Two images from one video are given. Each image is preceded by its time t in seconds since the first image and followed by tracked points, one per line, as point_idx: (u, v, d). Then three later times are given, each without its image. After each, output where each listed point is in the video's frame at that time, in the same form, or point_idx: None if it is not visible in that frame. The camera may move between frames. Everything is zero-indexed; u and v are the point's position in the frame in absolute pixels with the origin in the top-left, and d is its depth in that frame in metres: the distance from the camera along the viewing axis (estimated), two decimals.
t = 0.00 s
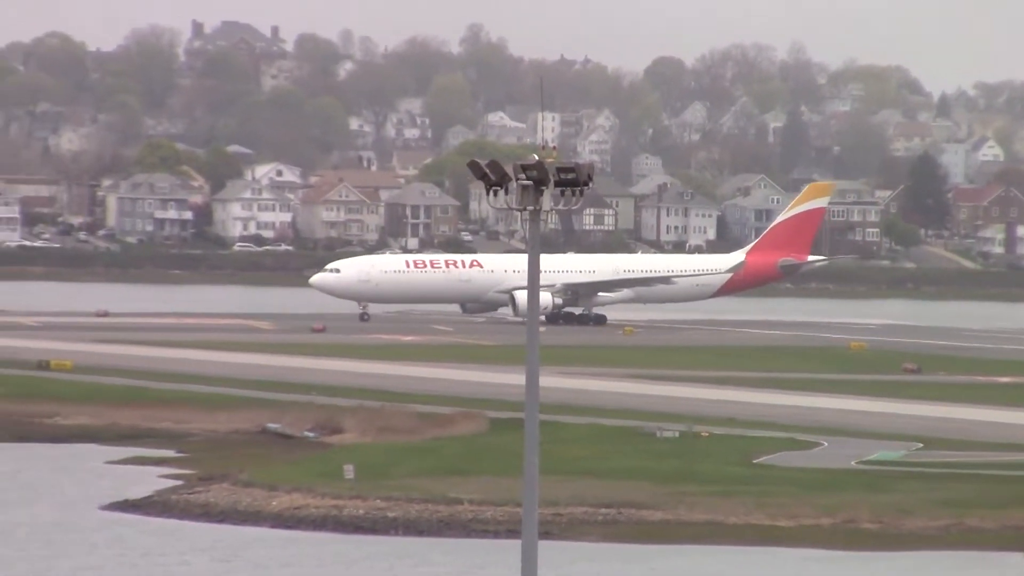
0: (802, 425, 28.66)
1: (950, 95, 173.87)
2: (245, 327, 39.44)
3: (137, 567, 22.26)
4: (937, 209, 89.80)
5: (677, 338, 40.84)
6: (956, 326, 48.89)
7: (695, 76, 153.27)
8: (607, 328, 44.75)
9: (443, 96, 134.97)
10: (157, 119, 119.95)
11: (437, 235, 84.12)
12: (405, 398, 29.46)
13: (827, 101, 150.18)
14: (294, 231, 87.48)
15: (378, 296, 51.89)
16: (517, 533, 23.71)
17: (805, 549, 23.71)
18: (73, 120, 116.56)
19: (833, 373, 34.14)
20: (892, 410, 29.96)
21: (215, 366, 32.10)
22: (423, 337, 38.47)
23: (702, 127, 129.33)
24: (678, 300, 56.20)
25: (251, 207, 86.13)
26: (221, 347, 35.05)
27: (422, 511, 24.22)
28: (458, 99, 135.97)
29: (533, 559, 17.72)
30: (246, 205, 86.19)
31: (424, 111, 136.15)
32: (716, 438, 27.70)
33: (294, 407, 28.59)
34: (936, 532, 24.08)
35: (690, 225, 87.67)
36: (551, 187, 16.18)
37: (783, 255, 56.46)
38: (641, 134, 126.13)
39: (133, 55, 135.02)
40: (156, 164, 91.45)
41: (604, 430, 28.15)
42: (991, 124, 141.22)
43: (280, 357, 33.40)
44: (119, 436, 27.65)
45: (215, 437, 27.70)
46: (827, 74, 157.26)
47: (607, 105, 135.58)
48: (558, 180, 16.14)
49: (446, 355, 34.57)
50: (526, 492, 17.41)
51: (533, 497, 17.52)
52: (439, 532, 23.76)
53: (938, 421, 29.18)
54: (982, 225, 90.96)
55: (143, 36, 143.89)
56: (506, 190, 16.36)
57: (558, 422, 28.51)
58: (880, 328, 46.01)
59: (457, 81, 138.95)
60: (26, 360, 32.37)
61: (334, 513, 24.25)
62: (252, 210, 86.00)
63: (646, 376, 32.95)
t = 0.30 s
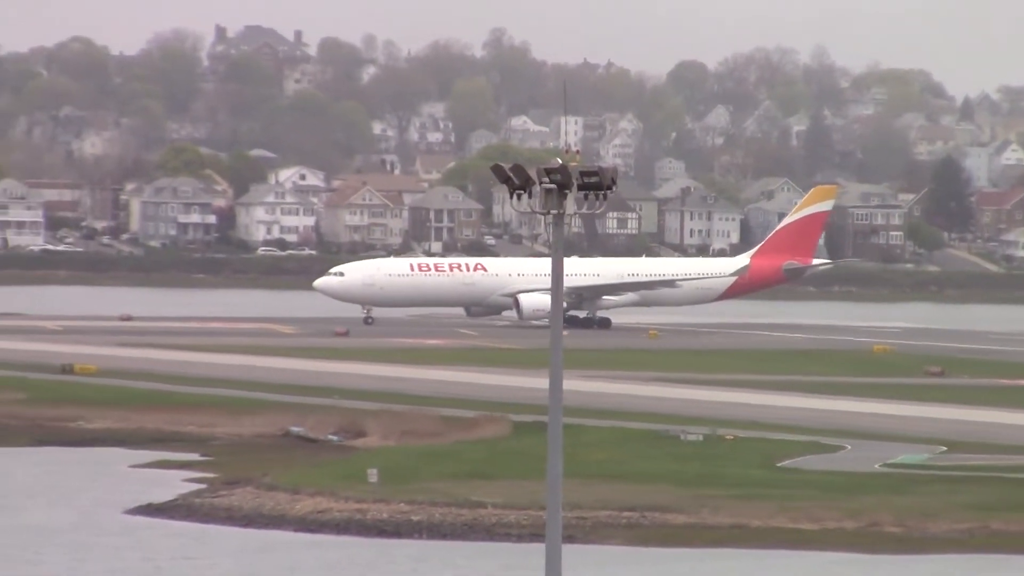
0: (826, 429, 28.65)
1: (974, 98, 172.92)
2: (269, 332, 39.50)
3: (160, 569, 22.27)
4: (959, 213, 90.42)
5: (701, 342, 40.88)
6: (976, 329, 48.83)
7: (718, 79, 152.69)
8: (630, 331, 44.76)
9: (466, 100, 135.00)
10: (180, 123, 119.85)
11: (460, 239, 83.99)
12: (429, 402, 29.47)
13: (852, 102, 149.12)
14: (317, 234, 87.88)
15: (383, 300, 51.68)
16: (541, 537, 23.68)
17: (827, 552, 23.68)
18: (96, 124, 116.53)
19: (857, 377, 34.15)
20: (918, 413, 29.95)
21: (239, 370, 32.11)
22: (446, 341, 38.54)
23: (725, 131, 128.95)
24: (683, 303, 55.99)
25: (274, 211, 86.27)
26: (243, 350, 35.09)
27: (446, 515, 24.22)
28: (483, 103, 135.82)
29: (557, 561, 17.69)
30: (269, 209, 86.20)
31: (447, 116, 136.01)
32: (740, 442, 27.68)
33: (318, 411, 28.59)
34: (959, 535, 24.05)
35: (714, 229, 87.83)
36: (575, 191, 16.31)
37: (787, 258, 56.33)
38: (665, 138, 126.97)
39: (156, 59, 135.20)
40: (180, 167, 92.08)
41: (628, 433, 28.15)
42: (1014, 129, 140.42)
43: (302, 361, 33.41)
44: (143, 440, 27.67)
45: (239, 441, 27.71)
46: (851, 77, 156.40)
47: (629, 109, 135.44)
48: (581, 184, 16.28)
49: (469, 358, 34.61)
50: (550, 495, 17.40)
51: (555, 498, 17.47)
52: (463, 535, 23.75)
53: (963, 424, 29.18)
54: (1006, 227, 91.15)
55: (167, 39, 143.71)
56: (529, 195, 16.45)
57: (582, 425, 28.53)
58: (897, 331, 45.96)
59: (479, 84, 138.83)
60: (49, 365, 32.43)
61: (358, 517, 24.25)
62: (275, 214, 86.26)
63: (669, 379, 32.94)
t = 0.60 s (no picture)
0: (849, 431, 28.65)
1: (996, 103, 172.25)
2: (292, 335, 39.70)
3: (183, 570, 22.29)
4: (982, 216, 89.67)
5: (725, 345, 40.96)
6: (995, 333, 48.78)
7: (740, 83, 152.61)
8: (652, 333, 44.90)
9: (489, 103, 135.42)
10: (203, 127, 120.46)
11: (482, 243, 84.14)
12: (452, 405, 29.51)
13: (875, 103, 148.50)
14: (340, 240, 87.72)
15: (386, 304, 51.26)
16: (564, 539, 23.66)
17: (851, 554, 23.67)
18: (119, 127, 117.19)
19: (880, 379, 34.18)
20: (941, 416, 29.98)
21: (262, 373, 32.17)
22: (468, 344, 38.69)
23: (746, 135, 128.82)
24: (684, 306, 55.56)
25: (298, 216, 85.76)
26: (263, 353, 35.16)
27: (469, 518, 24.21)
28: (504, 106, 135.64)
29: (583, 563, 17.70)
30: (292, 213, 85.76)
31: (469, 119, 136.30)
32: (763, 444, 27.72)
33: (341, 414, 28.64)
34: (982, 537, 24.04)
35: (736, 233, 87.89)
36: (597, 195, 16.56)
37: (790, 261, 55.72)
38: (687, 141, 126.90)
39: (179, 63, 135.95)
40: (204, 171, 91.00)
41: (651, 435, 28.20)
42: None
43: (323, 364, 33.49)
44: (167, 443, 27.72)
45: (263, 445, 27.76)
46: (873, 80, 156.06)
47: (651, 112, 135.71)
48: (603, 188, 16.51)
49: (492, 362, 34.67)
50: (578, 499, 17.40)
51: (579, 500, 17.43)
52: (486, 537, 23.75)
53: (986, 426, 29.16)
54: None
55: (189, 43, 144.21)
56: (552, 198, 16.78)
57: (605, 428, 28.58)
58: (914, 334, 45.92)
59: (501, 87, 139.26)
60: (71, 368, 32.54)
61: (381, 519, 24.25)
62: (298, 217, 85.75)
63: (691, 382, 32.99)
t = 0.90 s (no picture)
0: (875, 439, 28.62)
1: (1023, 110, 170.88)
2: (318, 341, 39.86)
3: (205, 574, 22.24)
4: (1008, 224, 89.00)
5: (751, 351, 40.96)
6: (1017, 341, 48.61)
7: (767, 90, 151.68)
8: (677, 340, 44.95)
9: (515, 109, 135.24)
10: (230, 132, 120.60)
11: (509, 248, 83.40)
12: (476, 412, 29.52)
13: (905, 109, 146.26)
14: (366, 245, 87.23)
15: (392, 310, 51.09)
16: (589, 546, 23.54)
17: (877, 561, 23.53)
18: (144, 133, 117.72)
19: (907, 387, 34.16)
20: (967, 424, 29.95)
21: (287, 379, 32.23)
22: (494, 351, 38.79)
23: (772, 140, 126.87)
24: (690, 314, 55.31)
25: (324, 220, 86.04)
26: (287, 360, 35.21)
27: (494, 525, 24.11)
28: (529, 112, 135.75)
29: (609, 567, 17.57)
30: (318, 219, 86.07)
31: (495, 125, 136.06)
32: (789, 452, 27.68)
33: (366, 421, 28.65)
34: (1009, 546, 23.94)
35: (763, 239, 87.61)
36: (624, 201, 16.40)
37: (796, 267, 55.34)
38: (713, 147, 124.92)
39: (206, 68, 136.21)
40: (230, 178, 91.35)
41: (676, 443, 28.19)
42: None
43: (347, 370, 33.54)
44: (192, 450, 27.75)
45: (288, 451, 27.80)
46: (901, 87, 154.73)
47: (678, 118, 135.28)
48: (631, 194, 16.35)
49: (516, 369, 34.65)
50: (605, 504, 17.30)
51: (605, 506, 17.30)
52: (511, 544, 23.66)
53: (1013, 434, 29.11)
54: None
55: (216, 48, 144.41)
56: (579, 204, 16.66)
57: (631, 435, 28.57)
58: (935, 342, 45.70)
59: (527, 93, 139.11)
60: (96, 374, 32.66)
61: (406, 526, 24.18)
62: (324, 224, 86.06)
63: (717, 390, 32.98)
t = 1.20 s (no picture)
0: (903, 434, 28.64)
1: None
2: (348, 337, 40.09)
3: (233, 568, 22.28)
4: None
5: (780, 348, 41.00)
6: None
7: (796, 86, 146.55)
8: (706, 336, 45.07)
9: (545, 106, 134.59)
10: (258, 128, 120.49)
11: (537, 245, 84.11)
12: (506, 407, 29.58)
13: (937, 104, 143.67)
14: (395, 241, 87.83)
15: (402, 307, 50.88)
16: (617, 542, 23.46)
17: (905, 557, 23.48)
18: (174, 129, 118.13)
19: (939, 383, 34.19)
20: (996, 419, 29.96)
21: (315, 375, 32.34)
22: (523, 347, 38.98)
23: (802, 137, 125.39)
24: (700, 309, 55.08)
25: (352, 216, 85.53)
26: (315, 356, 35.34)
27: (523, 521, 24.07)
28: (559, 109, 135.28)
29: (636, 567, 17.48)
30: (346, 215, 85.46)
31: (524, 122, 135.61)
32: (817, 447, 27.72)
33: (396, 417, 28.71)
34: None
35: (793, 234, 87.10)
36: (652, 197, 16.09)
37: (806, 263, 55.18)
38: (741, 144, 122.94)
39: (234, 63, 135.78)
40: (259, 174, 91.25)
41: (704, 438, 28.27)
42: None
43: (374, 366, 33.65)
44: (221, 445, 27.80)
45: (317, 447, 27.84)
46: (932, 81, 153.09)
47: (707, 115, 134.41)
48: (659, 190, 16.03)
49: (546, 365, 34.76)
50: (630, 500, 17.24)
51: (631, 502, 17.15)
52: (540, 541, 23.63)
53: None
54: None
55: (244, 44, 143.81)
56: (608, 201, 16.31)
57: (660, 431, 28.64)
58: (959, 338, 45.59)
59: (556, 89, 138.55)
60: (126, 370, 32.85)
61: (435, 523, 24.15)
62: (353, 219, 85.55)
63: (746, 385, 33.05)
